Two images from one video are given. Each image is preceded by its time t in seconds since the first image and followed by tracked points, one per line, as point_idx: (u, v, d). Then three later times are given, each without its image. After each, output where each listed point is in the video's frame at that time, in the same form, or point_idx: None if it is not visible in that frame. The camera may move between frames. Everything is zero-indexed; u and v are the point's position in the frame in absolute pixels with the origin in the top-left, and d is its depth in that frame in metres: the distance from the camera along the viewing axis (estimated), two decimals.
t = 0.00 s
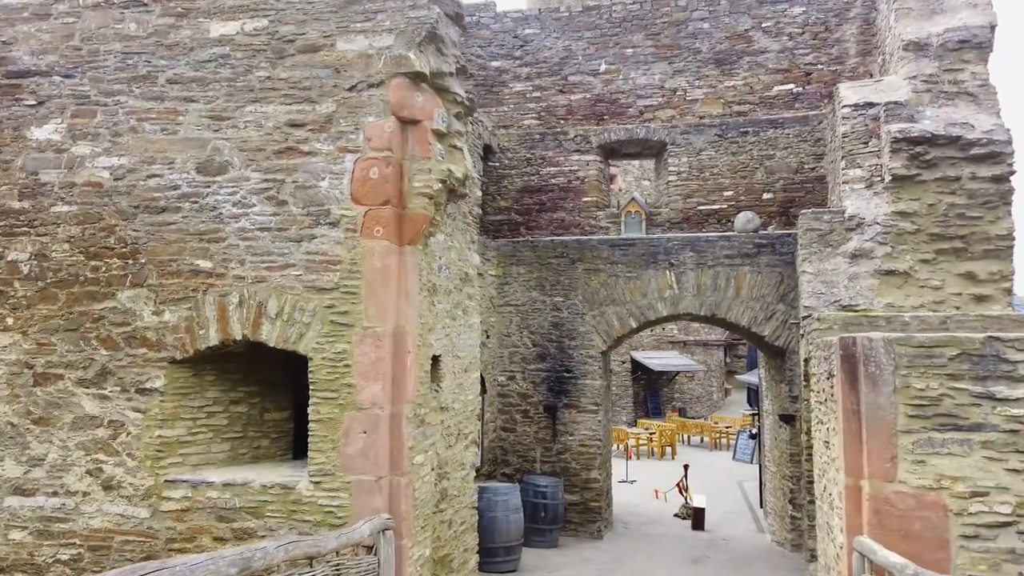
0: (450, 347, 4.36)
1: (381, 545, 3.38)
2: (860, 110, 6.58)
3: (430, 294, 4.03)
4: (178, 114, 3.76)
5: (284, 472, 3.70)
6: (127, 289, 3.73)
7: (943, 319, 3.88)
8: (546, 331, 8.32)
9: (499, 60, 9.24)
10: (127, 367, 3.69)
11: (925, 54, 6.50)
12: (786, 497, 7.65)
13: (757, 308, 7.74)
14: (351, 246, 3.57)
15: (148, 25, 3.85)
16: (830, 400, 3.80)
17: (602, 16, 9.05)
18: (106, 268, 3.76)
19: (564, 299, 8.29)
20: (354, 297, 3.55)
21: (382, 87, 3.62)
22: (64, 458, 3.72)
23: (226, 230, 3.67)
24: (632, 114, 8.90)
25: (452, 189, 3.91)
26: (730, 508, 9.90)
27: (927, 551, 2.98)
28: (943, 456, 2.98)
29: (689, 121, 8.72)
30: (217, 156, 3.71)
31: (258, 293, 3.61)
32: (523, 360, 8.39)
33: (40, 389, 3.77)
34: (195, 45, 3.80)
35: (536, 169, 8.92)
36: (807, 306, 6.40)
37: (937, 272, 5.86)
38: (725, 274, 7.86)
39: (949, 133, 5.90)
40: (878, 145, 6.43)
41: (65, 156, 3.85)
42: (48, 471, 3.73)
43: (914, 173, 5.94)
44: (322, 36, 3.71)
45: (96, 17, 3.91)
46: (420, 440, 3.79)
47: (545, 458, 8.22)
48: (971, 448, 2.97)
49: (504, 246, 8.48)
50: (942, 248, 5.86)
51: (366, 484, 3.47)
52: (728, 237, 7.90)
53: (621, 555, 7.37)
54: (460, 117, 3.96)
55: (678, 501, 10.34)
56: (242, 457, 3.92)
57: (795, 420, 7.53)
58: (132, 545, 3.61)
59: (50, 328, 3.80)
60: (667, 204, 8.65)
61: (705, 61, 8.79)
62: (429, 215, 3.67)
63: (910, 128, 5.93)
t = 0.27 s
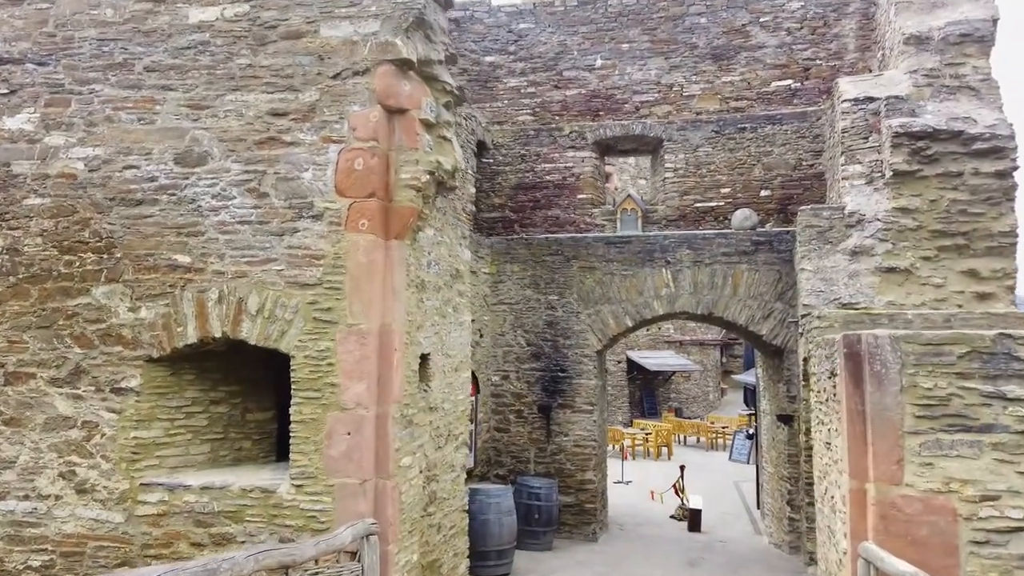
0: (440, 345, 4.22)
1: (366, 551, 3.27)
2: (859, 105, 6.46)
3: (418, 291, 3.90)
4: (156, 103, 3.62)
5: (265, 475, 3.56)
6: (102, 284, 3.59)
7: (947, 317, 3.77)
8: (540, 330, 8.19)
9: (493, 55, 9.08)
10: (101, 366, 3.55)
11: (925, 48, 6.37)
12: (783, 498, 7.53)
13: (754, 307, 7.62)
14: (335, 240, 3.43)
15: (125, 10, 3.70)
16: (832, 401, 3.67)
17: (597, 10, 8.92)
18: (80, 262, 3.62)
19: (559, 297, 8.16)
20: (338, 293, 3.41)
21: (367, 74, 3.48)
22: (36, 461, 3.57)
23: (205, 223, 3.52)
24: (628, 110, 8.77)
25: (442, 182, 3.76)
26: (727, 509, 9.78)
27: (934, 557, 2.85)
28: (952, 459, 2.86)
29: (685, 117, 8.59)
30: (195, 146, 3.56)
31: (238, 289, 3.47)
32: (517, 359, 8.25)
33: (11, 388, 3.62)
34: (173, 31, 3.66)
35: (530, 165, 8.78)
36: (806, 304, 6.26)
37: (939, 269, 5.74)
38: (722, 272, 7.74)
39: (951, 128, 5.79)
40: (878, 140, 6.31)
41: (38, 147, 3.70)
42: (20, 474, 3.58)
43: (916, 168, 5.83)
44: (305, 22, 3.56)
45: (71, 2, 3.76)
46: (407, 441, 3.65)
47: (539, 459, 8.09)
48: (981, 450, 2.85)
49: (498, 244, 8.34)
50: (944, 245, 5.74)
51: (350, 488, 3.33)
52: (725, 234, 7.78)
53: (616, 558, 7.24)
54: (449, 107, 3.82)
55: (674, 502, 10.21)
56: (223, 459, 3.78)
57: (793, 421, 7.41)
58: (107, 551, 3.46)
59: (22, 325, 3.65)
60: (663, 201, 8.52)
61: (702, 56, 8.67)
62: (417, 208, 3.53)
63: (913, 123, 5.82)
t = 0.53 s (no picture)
0: (425, 338, 4.05)
1: (343, 554, 3.08)
2: (859, 94, 6.27)
3: (402, 280, 3.72)
4: (124, 81, 3.43)
5: (239, 474, 3.38)
6: (66, 272, 3.40)
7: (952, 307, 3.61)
8: (533, 326, 8.02)
9: (485, 46, 8.92)
10: (66, 359, 3.36)
11: (926, 36, 6.22)
12: (781, 498, 7.38)
13: (751, 302, 7.47)
14: (312, 226, 3.25)
15: None
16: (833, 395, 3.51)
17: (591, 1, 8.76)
18: (44, 249, 3.43)
19: (552, 293, 7.99)
20: (315, 282, 3.24)
21: (346, 51, 3.31)
22: None
23: (175, 208, 3.34)
24: (622, 102, 8.60)
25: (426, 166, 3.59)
26: (723, 509, 9.63)
27: (944, 559, 2.69)
28: (963, 454, 2.70)
29: (681, 109, 8.43)
30: (165, 127, 3.38)
31: (210, 277, 3.29)
32: (509, 356, 8.08)
33: None
34: (142, 6, 3.47)
35: (523, 158, 8.62)
36: (805, 300, 6.08)
37: (941, 262, 5.60)
38: (718, 267, 7.59)
39: (954, 117, 5.63)
40: (879, 130, 6.10)
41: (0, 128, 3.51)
42: None
43: (917, 158, 5.67)
44: None
45: None
46: (389, 437, 3.48)
47: (532, 458, 7.91)
48: (993, 445, 2.69)
49: (490, 239, 8.18)
50: (946, 237, 5.59)
51: (327, 486, 3.15)
52: (721, 228, 7.63)
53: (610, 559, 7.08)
54: (434, 87, 3.65)
55: (670, 502, 10.06)
56: (196, 456, 3.62)
57: (791, 418, 7.26)
58: (71, 554, 3.28)
59: None
60: (658, 195, 8.37)
61: (698, 47, 8.52)
62: (399, 192, 3.36)
63: (914, 112, 5.66)
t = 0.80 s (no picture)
0: (415, 336, 3.89)
1: (325, 564, 2.91)
2: (864, 88, 6.15)
3: (390, 275, 3.57)
4: (97, 67, 3.28)
5: (217, 479, 3.22)
6: (37, 268, 3.25)
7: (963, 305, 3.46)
8: (529, 325, 7.86)
9: (481, 41, 8.77)
10: (36, 359, 3.20)
11: (931, 28, 6.09)
12: (783, 500, 7.23)
13: (752, 300, 7.32)
14: (293, 218, 3.10)
15: None
16: (840, 396, 3.36)
17: None
18: (14, 244, 3.28)
19: (549, 291, 7.84)
20: (296, 277, 3.08)
21: (330, 35, 3.16)
22: None
23: (151, 200, 3.19)
24: (621, 97, 8.44)
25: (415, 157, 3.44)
26: (724, 511, 9.47)
27: (962, 569, 2.53)
28: (981, 459, 2.54)
29: (680, 104, 8.27)
30: (140, 115, 3.22)
31: (186, 273, 3.13)
32: (505, 356, 7.93)
33: None
34: None
35: (520, 155, 8.46)
36: (806, 296, 6.09)
37: (948, 259, 5.42)
38: (718, 265, 7.44)
39: (960, 110, 5.43)
40: (884, 123, 5.98)
41: None
42: None
43: (923, 152, 5.50)
44: None
45: None
46: (376, 440, 3.33)
47: (529, 460, 7.76)
48: (1013, 449, 2.54)
49: (486, 236, 8.02)
50: (952, 233, 5.42)
51: (309, 492, 3.00)
52: (722, 226, 7.48)
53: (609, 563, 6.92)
54: (423, 74, 3.49)
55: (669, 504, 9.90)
56: (174, 461, 3.47)
57: (793, 419, 7.10)
58: (40, 563, 3.12)
59: None
60: (658, 191, 8.21)
61: (698, 41, 8.36)
62: (386, 184, 3.20)
63: (920, 104, 5.47)
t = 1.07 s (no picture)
0: (404, 327, 3.74)
1: (305, 563, 2.76)
2: (867, 75, 6.00)
3: (377, 261, 3.42)
4: (69, 43, 3.13)
5: (194, 473, 3.07)
6: (5, 252, 3.10)
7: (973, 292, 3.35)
8: (526, 320, 7.71)
9: (478, 31, 8.62)
10: (3, 347, 3.05)
11: (937, 15, 5.95)
12: (784, 499, 7.09)
13: (753, 295, 7.17)
14: (273, 200, 2.95)
15: None
16: (847, 387, 3.21)
17: None
18: None
19: (546, 286, 7.69)
20: (276, 262, 2.93)
21: (311, 7, 3.01)
22: None
23: (124, 181, 3.04)
24: (619, 89, 8.29)
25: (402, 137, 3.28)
26: (724, 510, 9.32)
27: (978, 568, 2.38)
28: (998, 451, 2.40)
29: (680, 95, 8.12)
30: (114, 92, 3.08)
31: (161, 257, 2.98)
32: (501, 352, 7.78)
33: None
34: None
35: (517, 147, 8.31)
36: (808, 288, 5.97)
37: (955, 250, 5.24)
38: (718, 258, 7.29)
39: (968, 97, 5.28)
40: (888, 112, 5.83)
41: None
42: None
43: (929, 140, 5.34)
44: None
45: None
46: (361, 434, 3.18)
47: (525, 458, 7.61)
48: None
49: (481, 229, 7.87)
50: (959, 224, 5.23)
51: (290, 487, 2.85)
52: (722, 219, 7.34)
53: (607, 562, 6.77)
54: (410, 51, 3.34)
55: (669, 503, 9.75)
56: (150, 455, 3.32)
57: (794, 415, 6.95)
58: (7, 562, 2.97)
59: None
60: (656, 184, 8.06)
61: (697, 32, 8.22)
62: (372, 164, 3.05)
63: (925, 91, 5.33)
